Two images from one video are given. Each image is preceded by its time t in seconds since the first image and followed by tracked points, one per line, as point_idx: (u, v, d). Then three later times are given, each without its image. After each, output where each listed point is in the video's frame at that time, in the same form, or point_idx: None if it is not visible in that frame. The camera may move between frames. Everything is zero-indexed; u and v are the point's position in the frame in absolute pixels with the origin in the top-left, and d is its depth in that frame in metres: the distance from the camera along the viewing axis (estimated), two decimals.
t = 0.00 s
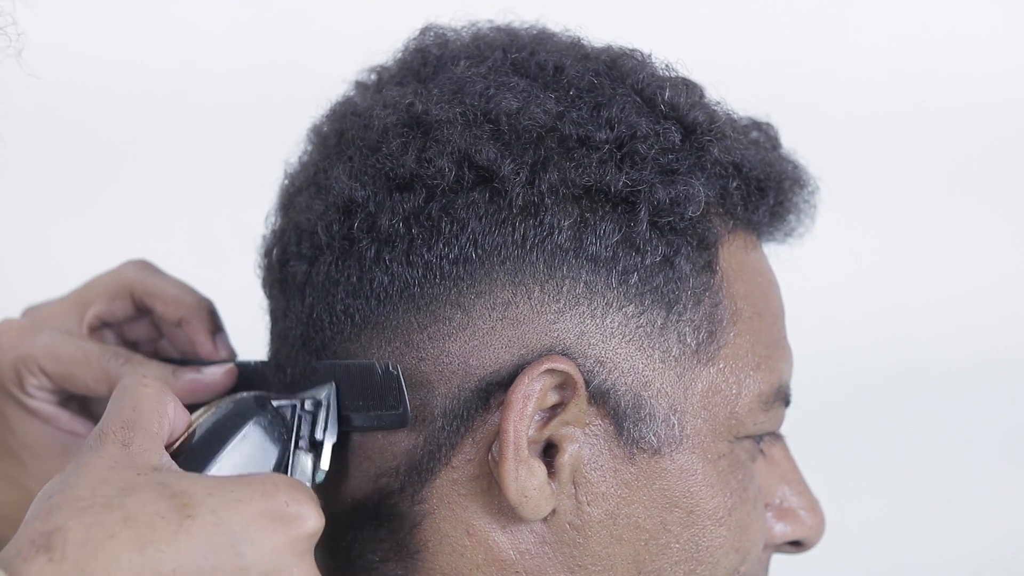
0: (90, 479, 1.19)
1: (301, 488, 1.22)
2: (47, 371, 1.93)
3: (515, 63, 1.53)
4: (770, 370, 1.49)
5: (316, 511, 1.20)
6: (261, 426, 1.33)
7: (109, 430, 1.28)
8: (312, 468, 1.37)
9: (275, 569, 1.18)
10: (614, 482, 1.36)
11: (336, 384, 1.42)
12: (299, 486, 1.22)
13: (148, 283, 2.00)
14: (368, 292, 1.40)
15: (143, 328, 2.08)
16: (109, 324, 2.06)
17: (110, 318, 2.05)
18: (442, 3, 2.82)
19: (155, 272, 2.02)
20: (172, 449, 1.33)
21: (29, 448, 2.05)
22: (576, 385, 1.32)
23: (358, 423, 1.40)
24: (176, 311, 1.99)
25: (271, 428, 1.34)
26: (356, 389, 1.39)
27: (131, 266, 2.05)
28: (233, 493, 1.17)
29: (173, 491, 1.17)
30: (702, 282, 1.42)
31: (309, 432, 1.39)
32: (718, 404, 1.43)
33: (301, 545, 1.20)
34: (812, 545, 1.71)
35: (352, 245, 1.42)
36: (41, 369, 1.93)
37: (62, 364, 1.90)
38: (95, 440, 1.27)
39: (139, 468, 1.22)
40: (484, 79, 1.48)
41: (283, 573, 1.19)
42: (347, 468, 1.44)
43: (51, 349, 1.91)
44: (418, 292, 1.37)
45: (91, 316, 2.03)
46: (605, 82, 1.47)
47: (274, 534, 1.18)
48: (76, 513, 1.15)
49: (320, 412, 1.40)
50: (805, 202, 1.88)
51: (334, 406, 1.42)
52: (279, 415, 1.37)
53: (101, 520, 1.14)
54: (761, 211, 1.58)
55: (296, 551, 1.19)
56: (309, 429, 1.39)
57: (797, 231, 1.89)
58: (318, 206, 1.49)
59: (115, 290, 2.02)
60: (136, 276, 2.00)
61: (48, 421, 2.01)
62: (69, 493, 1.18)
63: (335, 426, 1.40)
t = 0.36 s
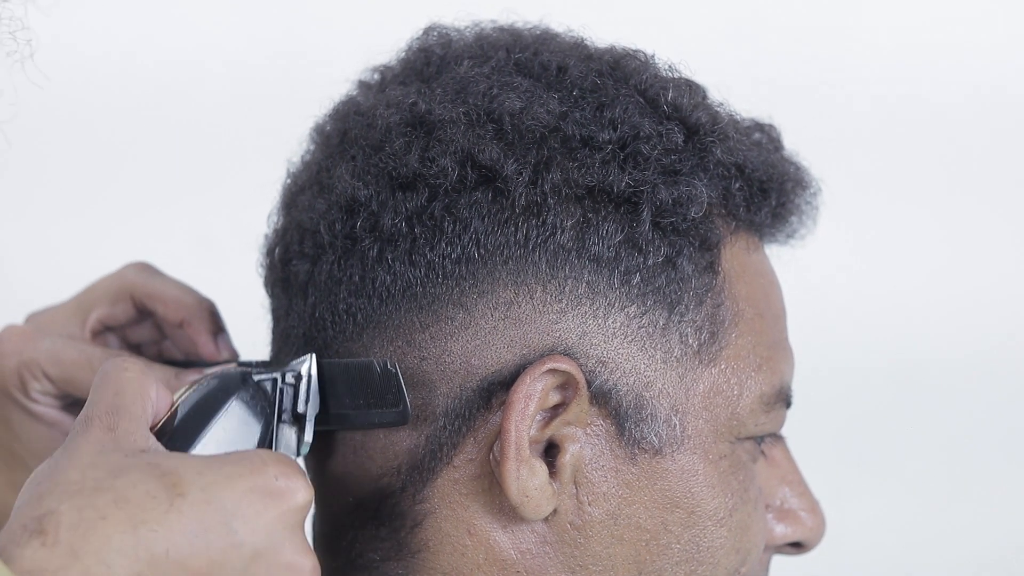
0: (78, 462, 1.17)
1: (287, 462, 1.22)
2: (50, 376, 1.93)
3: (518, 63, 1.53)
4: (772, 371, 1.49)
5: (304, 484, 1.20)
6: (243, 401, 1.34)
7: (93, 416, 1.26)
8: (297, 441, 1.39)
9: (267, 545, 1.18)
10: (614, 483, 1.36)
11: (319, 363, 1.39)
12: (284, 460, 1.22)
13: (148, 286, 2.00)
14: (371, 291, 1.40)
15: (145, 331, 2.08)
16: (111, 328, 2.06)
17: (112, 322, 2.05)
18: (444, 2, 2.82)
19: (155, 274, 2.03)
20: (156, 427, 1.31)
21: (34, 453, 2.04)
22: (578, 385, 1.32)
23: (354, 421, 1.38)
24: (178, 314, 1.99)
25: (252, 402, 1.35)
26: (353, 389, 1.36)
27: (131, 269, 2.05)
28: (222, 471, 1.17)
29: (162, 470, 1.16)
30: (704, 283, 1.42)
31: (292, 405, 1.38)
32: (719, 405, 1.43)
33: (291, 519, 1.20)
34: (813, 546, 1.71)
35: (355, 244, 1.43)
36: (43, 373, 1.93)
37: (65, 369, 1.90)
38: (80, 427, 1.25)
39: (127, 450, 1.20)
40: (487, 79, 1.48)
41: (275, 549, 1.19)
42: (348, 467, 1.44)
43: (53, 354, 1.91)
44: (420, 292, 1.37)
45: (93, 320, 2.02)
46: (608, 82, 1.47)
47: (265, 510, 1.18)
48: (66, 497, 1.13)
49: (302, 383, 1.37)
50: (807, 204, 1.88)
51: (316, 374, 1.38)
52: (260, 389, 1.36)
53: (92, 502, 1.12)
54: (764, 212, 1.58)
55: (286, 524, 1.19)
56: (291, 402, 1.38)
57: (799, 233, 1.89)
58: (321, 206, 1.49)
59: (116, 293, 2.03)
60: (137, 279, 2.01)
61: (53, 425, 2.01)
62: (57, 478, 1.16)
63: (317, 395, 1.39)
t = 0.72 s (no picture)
0: (92, 479, 1.20)
1: (302, 485, 1.23)
2: (50, 378, 1.93)
3: (518, 63, 1.53)
4: (772, 371, 1.49)
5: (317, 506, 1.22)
6: (261, 429, 1.33)
7: (108, 439, 1.28)
8: (312, 470, 1.36)
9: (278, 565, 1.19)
10: (614, 483, 1.36)
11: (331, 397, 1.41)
12: (299, 483, 1.23)
13: (148, 287, 2.00)
14: (370, 291, 1.40)
15: (146, 331, 2.08)
16: (112, 329, 2.05)
17: (113, 323, 2.04)
18: (446, 3, 2.82)
19: (154, 275, 2.02)
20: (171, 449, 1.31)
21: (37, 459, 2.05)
22: (577, 385, 1.32)
23: (353, 420, 1.39)
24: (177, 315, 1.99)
25: (269, 431, 1.33)
26: (351, 388, 1.37)
27: (132, 270, 2.03)
28: (233, 492, 1.19)
29: (175, 489, 1.18)
30: (704, 283, 1.42)
31: (309, 436, 1.37)
32: (719, 405, 1.43)
33: (304, 541, 1.21)
34: (812, 547, 1.71)
35: (354, 244, 1.43)
36: (43, 375, 1.94)
37: (65, 371, 1.90)
38: (94, 447, 1.28)
39: (140, 472, 1.22)
40: (487, 79, 1.48)
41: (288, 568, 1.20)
42: (347, 467, 1.44)
43: (53, 357, 1.91)
44: (420, 292, 1.37)
45: (93, 322, 2.01)
46: (607, 83, 1.47)
47: (281, 531, 1.19)
48: (77, 513, 1.15)
49: (318, 416, 1.38)
50: (807, 204, 1.88)
51: (332, 409, 1.40)
52: (276, 416, 1.35)
53: (103, 520, 1.14)
54: (764, 212, 1.58)
55: (299, 546, 1.21)
56: (308, 433, 1.37)
57: (799, 233, 1.89)
58: (321, 206, 1.49)
59: (116, 294, 2.02)
60: (136, 280, 2.00)
61: (55, 427, 2.01)
62: (71, 495, 1.18)
63: (334, 427, 1.39)
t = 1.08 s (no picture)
0: (65, 554, 1.20)
1: (289, 568, 1.20)
2: (32, 435, 1.90)
3: (516, 63, 1.53)
4: (771, 370, 1.49)
5: None
6: (212, 515, 1.32)
7: (77, 512, 1.27)
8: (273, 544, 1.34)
9: None
10: (614, 483, 1.36)
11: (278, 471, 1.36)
12: (286, 566, 1.20)
13: (140, 355, 1.97)
14: (369, 292, 1.40)
15: (135, 391, 2.03)
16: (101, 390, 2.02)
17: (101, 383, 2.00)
18: (444, 4, 2.82)
19: (146, 342, 1.99)
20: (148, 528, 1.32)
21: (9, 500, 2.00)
22: (576, 385, 1.32)
23: (332, 529, 1.42)
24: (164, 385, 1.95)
25: (221, 517, 1.32)
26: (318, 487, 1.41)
27: (122, 333, 2.01)
28: (214, 565, 1.17)
29: (153, 559, 1.18)
30: (703, 282, 1.42)
31: (263, 515, 1.33)
32: (719, 405, 1.43)
33: None
34: (812, 546, 1.71)
35: (353, 245, 1.43)
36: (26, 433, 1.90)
37: (46, 429, 1.87)
38: (64, 520, 1.26)
39: (112, 542, 1.23)
40: (485, 80, 1.48)
41: None
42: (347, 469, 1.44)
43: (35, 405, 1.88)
44: (418, 293, 1.37)
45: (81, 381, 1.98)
46: (605, 82, 1.47)
47: (259, 565, 1.19)
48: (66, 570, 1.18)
49: (269, 496, 1.33)
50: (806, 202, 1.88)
51: (281, 481, 1.36)
52: (226, 502, 1.33)
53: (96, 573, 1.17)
54: (762, 211, 1.58)
55: None
56: (262, 512, 1.33)
57: (798, 231, 1.89)
58: (319, 207, 1.49)
59: (107, 357, 1.99)
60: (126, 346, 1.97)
61: (30, 484, 1.98)
62: (48, 564, 1.19)
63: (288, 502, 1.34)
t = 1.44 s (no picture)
0: (95, 485, 1.15)
1: (314, 490, 1.19)
2: (51, 371, 1.95)
3: (520, 64, 1.53)
4: (774, 373, 1.49)
5: (328, 510, 1.17)
6: (271, 433, 1.29)
7: (115, 440, 1.22)
8: (322, 476, 1.35)
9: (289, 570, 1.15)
10: (616, 484, 1.36)
11: (345, 400, 1.40)
12: (310, 488, 1.19)
13: (145, 280, 2.01)
14: (372, 291, 1.40)
15: (143, 325, 2.08)
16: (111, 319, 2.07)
17: (110, 313, 2.05)
18: (449, 3, 2.81)
19: (151, 270, 2.02)
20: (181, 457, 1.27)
21: (31, 446, 2.04)
22: (579, 386, 1.32)
23: (365, 423, 1.40)
24: (166, 317, 2.00)
25: (280, 434, 1.30)
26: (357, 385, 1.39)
27: (129, 259, 2.04)
28: (246, 496, 1.14)
29: (185, 493, 1.13)
30: (706, 284, 1.42)
31: (320, 441, 1.36)
32: (721, 406, 1.43)
33: (316, 543, 1.17)
34: (814, 548, 1.71)
35: (356, 245, 1.43)
36: (43, 368, 1.95)
37: (64, 362, 1.92)
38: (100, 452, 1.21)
39: (147, 474, 1.17)
40: (489, 80, 1.48)
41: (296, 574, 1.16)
42: (348, 470, 1.44)
43: (50, 342, 1.93)
44: (422, 293, 1.37)
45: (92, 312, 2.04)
46: (610, 84, 1.47)
47: (287, 497, 1.16)
48: (85, 517, 1.11)
49: (330, 420, 1.37)
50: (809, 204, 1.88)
51: (343, 408, 1.40)
52: (289, 423, 1.33)
53: (110, 524, 1.10)
54: (766, 213, 1.58)
55: (309, 550, 1.17)
56: (319, 436, 1.36)
57: (801, 233, 1.89)
58: (322, 206, 1.49)
59: (114, 284, 2.03)
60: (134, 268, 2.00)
61: (51, 420, 2.02)
62: (78, 497, 1.14)
63: (346, 431, 1.38)
